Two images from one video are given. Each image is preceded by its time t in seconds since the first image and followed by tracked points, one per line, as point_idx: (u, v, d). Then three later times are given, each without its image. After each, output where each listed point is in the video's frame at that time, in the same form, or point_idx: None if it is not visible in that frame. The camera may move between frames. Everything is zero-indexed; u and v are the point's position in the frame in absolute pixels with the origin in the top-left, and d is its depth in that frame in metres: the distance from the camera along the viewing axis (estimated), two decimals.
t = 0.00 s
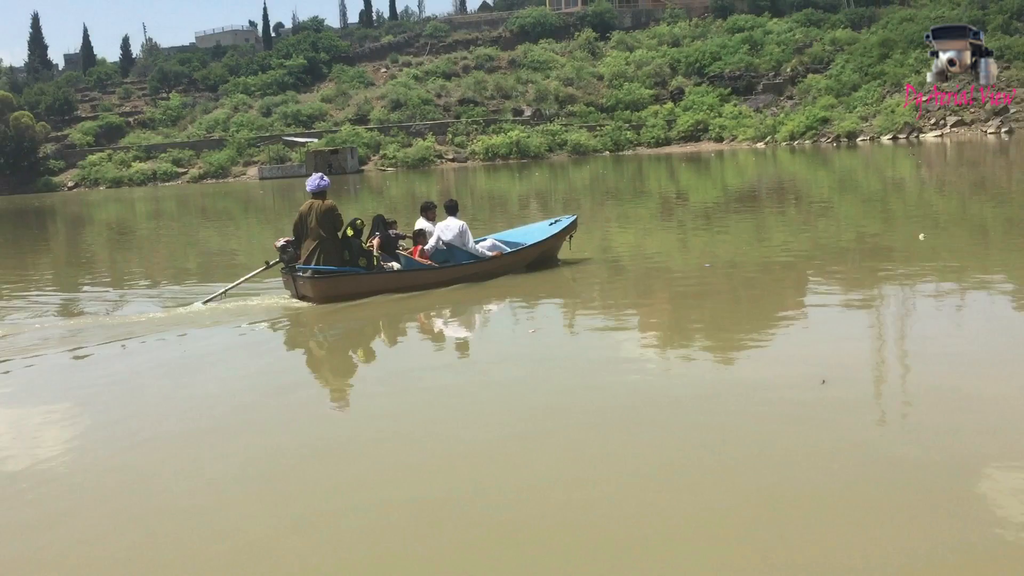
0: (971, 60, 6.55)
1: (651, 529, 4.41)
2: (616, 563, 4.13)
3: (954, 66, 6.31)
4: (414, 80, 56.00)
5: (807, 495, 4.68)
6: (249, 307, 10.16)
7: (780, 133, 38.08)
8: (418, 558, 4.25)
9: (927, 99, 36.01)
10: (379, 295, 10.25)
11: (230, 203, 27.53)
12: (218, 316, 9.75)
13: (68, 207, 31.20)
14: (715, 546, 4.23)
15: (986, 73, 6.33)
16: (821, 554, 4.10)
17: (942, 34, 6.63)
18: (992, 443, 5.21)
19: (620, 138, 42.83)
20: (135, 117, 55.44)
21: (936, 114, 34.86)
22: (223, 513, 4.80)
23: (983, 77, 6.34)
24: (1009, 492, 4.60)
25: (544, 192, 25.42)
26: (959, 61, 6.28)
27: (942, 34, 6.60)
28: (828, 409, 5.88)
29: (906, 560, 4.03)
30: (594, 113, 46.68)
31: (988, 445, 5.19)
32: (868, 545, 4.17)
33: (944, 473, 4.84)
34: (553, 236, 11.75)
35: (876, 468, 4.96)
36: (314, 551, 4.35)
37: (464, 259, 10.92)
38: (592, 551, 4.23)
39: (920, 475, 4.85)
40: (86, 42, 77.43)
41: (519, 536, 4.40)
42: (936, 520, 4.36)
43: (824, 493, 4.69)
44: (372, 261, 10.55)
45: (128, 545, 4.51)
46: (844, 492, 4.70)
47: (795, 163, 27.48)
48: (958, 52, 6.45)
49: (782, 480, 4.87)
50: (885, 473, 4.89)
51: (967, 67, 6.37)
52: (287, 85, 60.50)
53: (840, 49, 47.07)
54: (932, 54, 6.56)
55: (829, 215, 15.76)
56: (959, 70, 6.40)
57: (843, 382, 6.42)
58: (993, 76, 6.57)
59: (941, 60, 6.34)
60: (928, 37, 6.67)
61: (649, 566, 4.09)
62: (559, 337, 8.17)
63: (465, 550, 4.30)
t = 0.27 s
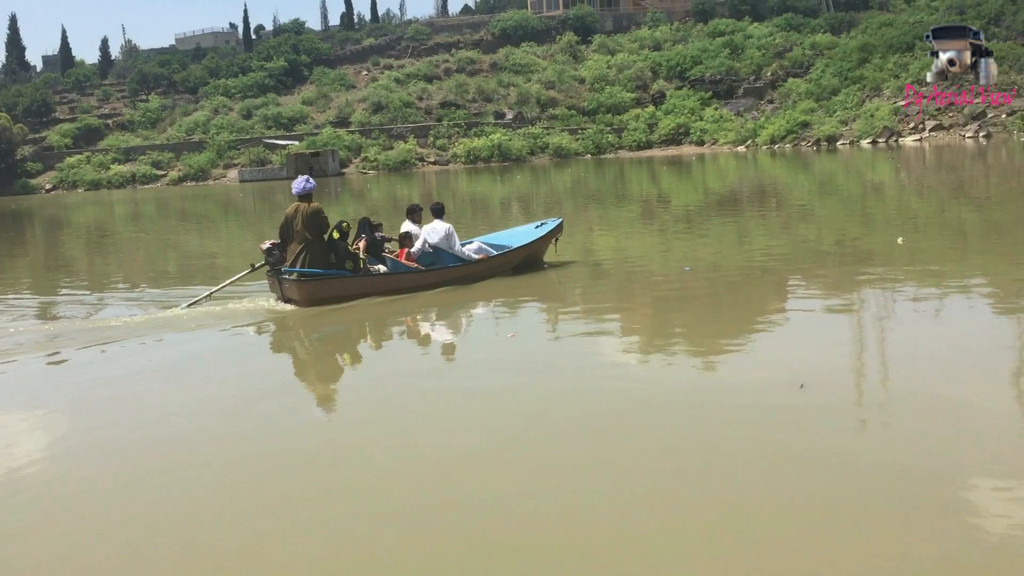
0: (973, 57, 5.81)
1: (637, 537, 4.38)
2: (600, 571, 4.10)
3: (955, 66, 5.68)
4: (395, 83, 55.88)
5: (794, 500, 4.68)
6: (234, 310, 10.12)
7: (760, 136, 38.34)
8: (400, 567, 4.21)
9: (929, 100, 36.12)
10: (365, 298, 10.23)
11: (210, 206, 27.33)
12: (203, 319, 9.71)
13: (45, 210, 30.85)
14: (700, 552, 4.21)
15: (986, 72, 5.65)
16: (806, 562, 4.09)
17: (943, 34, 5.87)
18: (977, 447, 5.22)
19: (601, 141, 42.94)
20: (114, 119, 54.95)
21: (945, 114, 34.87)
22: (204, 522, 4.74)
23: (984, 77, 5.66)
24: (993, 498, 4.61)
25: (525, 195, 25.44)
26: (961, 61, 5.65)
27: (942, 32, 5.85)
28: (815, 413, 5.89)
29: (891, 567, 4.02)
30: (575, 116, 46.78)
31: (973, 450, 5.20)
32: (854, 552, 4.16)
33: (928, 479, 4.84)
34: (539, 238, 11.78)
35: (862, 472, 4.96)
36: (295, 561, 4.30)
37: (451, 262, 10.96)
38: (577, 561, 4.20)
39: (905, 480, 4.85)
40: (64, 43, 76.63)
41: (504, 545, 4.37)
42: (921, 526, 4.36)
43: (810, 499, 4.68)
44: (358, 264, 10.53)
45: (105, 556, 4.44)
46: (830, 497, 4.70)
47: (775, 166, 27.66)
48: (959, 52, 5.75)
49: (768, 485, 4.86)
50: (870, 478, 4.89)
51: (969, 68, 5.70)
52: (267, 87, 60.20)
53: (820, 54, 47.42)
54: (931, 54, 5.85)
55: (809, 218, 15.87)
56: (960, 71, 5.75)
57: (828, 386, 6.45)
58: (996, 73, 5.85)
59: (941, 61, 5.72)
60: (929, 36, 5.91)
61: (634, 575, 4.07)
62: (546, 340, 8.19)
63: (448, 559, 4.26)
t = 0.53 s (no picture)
0: (973, 57, 5.98)
1: (615, 542, 4.43)
2: None
3: (955, 67, 5.85)
4: (378, 87, 55.82)
5: (772, 504, 4.73)
6: (222, 314, 10.11)
7: (741, 141, 38.62)
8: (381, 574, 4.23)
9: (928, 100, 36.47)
10: (354, 302, 10.26)
11: (192, 210, 27.17)
12: (190, 324, 9.69)
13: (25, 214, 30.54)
14: (680, 558, 4.25)
15: (986, 71, 5.83)
16: (781, 566, 4.15)
17: (942, 33, 6.04)
18: (954, 450, 5.28)
19: (584, 145, 43.08)
20: (94, 123, 54.53)
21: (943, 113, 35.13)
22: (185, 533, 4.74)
23: (984, 76, 5.84)
24: (968, 498, 4.68)
25: (508, 199, 25.48)
26: (961, 61, 5.82)
27: (942, 32, 6.02)
28: (799, 417, 5.94)
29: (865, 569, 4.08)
30: (558, 121, 46.92)
31: (949, 452, 5.27)
32: (827, 555, 4.22)
33: (905, 482, 4.90)
34: (527, 242, 11.85)
35: (839, 475, 5.03)
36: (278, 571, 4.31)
37: (439, 266, 11.07)
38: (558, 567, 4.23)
39: (882, 483, 4.91)
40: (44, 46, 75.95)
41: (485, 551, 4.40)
42: (897, 527, 4.42)
43: (789, 503, 4.73)
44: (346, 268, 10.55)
45: (85, 567, 4.45)
46: (810, 500, 4.75)
47: (757, 171, 27.85)
48: (959, 52, 5.91)
49: (749, 490, 4.90)
50: (847, 482, 4.94)
51: (969, 68, 5.87)
52: (250, 91, 59.97)
53: (801, 59, 47.81)
54: (932, 54, 6.01)
55: (790, 222, 16.03)
56: (960, 71, 5.92)
57: (814, 388, 6.51)
58: (995, 73, 6.02)
59: (940, 61, 5.88)
60: (929, 36, 6.08)
61: None
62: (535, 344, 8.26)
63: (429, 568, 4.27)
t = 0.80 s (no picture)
0: (973, 57, 5.95)
1: (597, 547, 4.42)
2: None
3: (955, 66, 5.82)
4: (362, 91, 55.68)
5: (754, 503, 4.78)
6: (208, 318, 10.05)
7: (724, 145, 38.82)
8: None
9: (928, 100, 36.70)
10: (342, 306, 10.21)
11: (174, 214, 26.95)
12: (175, 328, 9.62)
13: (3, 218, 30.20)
14: (662, 557, 4.30)
15: (986, 71, 5.80)
16: (760, 563, 4.21)
17: (942, 33, 6.00)
18: (934, 451, 5.34)
19: (567, 149, 43.12)
20: (74, 126, 54.09)
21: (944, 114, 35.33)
22: (169, 535, 4.73)
23: (983, 76, 5.81)
24: (946, 498, 4.74)
25: (492, 203, 25.45)
26: (961, 61, 5.79)
27: (942, 32, 5.99)
28: (787, 418, 5.98)
29: (843, 567, 4.14)
30: (542, 124, 46.95)
31: (931, 453, 5.32)
32: (808, 552, 4.28)
33: (885, 481, 4.97)
34: (514, 247, 11.84)
35: (822, 475, 5.09)
36: (261, 572, 4.32)
37: (428, 269, 10.98)
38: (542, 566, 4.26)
39: (864, 483, 4.97)
40: (24, 49, 75.28)
41: (470, 551, 4.43)
42: (877, 526, 4.48)
43: (772, 502, 4.78)
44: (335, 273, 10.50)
45: None
46: (792, 499, 4.81)
47: (740, 175, 27.95)
48: (959, 52, 5.88)
49: (732, 490, 4.95)
50: (829, 482, 5.00)
51: (968, 68, 5.85)
52: (232, 94, 59.66)
53: (783, 64, 48.09)
54: (931, 54, 5.99)
55: (774, 226, 16.08)
56: (959, 71, 5.89)
57: (801, 391, 6.55)
58: (996, 72, 5.99)
59: (940, 61, 5.85)
60: (929, 36, 6.05)
61: None
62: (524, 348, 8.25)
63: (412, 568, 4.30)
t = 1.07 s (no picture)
0: (973, 57, 5.92)
1: (590, 551, 4.44)
2: None
3: (955, 67, 5.80)
4: (346, 94, 55.59)
5: (737, 503, 4.86)
6: (198, 322, 10.03)
7: (709, 149, 39.04)
8: None
9: (929, 100, 36.90)
10: (332, 310, 10.22)
11: (157, 218, 26.78)
12: (164, 333, 9.59)
13: None
14: (643, 555, 4.38)
15: (987, 71, 5.78)
16: (746, 562, 4.27)
17: (943, 33, 5.98)
18: (917, 451, 5.41)
19: (552, 153, 43.20)
20: (57, 130, 53.74)
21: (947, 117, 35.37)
22: (156, 540, 4.77)
23: (985, 76, 5.79)
24: (927, 497, 4.81)
25: (477, 207, 25.47)
26: (961, 60, 5.78)
27: (942, 32, 5.96)
28: (774, 420, 6.05)
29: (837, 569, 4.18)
30: (527, 129, 47.02)
31: (914, 453, 5.39)
32: (786, 550, 4.35)
33: (867, 480, 5.05)
34: (504, 250, 11.85)
35: (805, 475, 5.17)
36: None
37: (417, 273, 11.03)
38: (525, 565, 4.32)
39: (845, 481, 5.05)
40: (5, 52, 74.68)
41: (455, 552, 4.49)
42: (855, 524, 4.56)
43: (755, 502, 4.86)
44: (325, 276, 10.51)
45: None
46: (775, 499, 4.88)
47: (724, 179, 28.10)
48: (959, 52, 5.87)
49: (718, 491, 5.02)
50: (811, 481, 5.08)
51: (968, 68, 5.83)
52: (216, 98, 59.44)
53: (766, 69, 48.38)
54: (931, 54, 5.97)
55: (758, 230, 16.20)
56: (960, 71, 5.87)
57: (791, 393, 6.60)
58: (996, 73, 5.97)
59: (941, 61, 5.83)
60: (929, 36, 6.02)
61: None
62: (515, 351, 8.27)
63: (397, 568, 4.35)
